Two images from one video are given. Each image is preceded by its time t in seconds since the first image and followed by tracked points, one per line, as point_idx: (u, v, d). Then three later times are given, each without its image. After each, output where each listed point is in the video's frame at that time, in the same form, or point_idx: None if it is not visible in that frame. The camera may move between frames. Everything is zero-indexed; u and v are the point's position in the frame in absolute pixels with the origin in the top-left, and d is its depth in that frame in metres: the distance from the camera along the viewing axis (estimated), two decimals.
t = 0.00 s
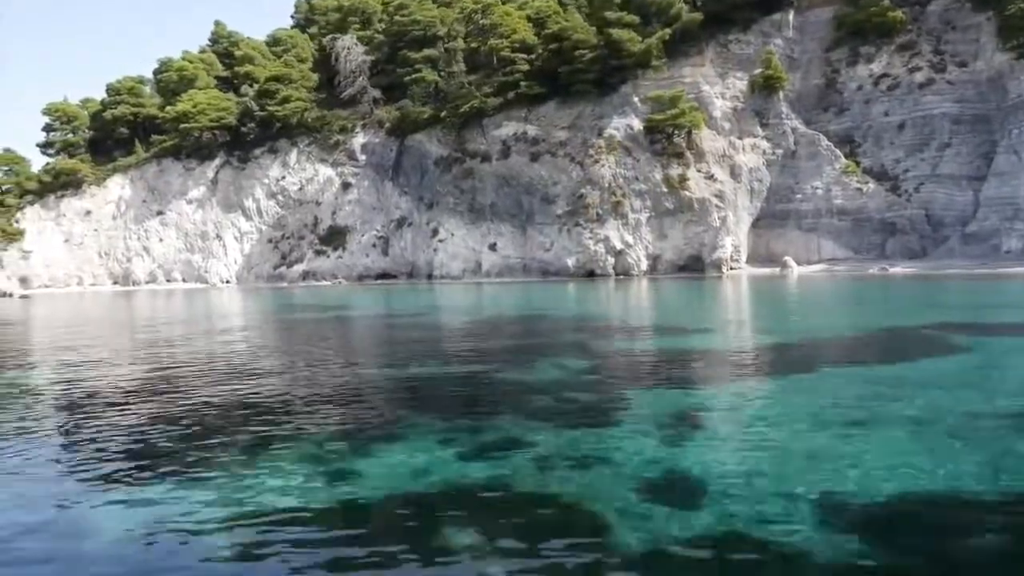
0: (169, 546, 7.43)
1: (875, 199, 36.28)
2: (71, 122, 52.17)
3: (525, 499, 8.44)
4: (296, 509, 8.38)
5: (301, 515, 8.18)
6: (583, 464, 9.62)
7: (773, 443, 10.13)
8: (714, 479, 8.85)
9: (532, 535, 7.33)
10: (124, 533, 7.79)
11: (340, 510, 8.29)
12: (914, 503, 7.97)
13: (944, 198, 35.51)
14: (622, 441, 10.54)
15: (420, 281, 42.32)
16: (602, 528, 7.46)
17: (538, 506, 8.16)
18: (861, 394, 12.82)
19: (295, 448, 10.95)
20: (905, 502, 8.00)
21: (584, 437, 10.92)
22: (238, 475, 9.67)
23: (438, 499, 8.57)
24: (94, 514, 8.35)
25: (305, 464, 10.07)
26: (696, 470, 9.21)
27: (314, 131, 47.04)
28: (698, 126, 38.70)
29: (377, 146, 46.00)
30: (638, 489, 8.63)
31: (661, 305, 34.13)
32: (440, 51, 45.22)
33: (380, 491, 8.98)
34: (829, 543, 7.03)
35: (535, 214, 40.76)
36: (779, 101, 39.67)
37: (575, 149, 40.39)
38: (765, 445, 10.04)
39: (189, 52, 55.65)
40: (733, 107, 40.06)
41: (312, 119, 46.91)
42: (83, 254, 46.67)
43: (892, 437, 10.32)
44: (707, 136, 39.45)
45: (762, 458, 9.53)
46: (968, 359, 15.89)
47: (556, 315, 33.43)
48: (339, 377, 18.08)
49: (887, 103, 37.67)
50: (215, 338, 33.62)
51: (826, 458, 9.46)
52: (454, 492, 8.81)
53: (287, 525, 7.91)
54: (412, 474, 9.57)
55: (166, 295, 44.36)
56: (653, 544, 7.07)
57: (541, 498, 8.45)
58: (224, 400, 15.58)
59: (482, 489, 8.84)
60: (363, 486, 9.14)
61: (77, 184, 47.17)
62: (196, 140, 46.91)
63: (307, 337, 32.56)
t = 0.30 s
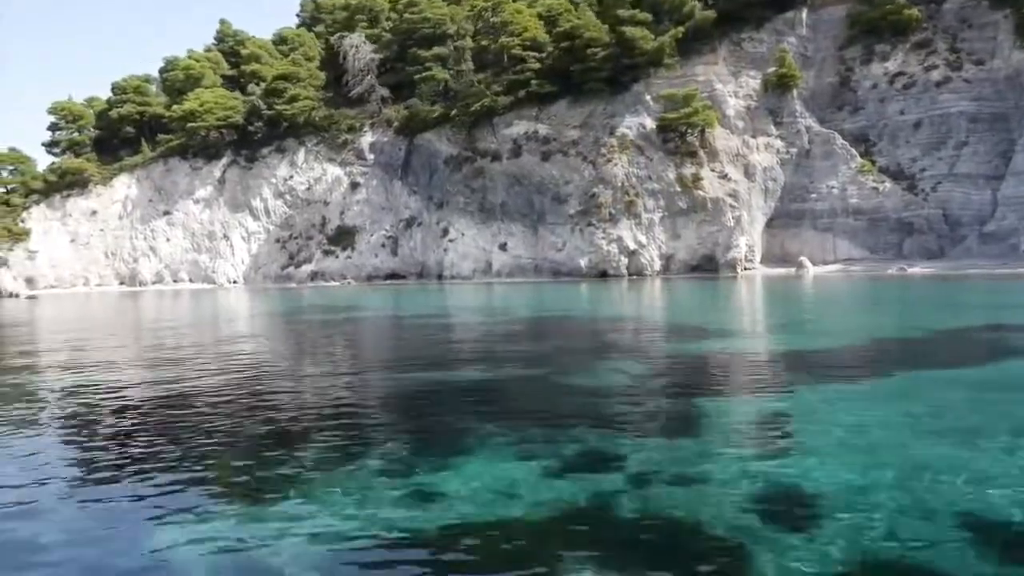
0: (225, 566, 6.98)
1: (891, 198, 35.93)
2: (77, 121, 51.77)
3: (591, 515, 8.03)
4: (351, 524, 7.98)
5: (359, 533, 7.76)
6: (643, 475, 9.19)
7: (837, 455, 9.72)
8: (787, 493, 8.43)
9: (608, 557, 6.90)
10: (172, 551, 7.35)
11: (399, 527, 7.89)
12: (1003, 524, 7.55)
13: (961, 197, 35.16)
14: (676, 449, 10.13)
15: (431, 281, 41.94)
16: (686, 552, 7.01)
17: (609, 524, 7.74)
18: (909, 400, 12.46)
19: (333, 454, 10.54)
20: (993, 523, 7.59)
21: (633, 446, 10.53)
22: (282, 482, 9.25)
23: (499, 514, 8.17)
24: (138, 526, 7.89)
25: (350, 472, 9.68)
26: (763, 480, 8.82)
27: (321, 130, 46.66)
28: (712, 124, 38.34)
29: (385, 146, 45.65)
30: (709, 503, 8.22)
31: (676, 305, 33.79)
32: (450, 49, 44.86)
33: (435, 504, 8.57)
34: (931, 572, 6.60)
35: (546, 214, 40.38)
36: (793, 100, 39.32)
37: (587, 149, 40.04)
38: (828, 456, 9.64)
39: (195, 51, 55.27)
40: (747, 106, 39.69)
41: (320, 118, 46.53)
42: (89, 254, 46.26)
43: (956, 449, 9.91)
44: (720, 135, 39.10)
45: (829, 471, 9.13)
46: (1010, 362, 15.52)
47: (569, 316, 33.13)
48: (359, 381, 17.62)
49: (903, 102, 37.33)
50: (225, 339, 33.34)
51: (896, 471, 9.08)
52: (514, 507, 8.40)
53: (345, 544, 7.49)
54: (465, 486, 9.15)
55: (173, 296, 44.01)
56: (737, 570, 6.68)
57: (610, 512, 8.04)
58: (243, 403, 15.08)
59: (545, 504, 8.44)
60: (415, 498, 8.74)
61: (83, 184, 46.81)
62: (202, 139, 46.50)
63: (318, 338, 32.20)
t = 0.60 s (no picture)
0: None
1: (906, 197, 35.62)
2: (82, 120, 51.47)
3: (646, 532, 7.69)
4: (395, 542, 7.63)
5: (406, 552, 7.42)
6: (692, 486, 8.86)
7: (891, 466, 9.39)
8: (848, 508, 8.10)
9: None
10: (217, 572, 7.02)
11: (446, 544, 7.55)
12: None
13: (977, 196, 34.83)
14: (722, 457, 9.81)
15: (439, 281, 41.58)
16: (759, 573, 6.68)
17: (666, 542, 7.41)
18: (955, 405, 12.12)
19: (365, 461, 10.20)
20: None
21: (676, 452, 10.22)
22: (317, 494, 8.92)
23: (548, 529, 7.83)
24: (170, 547, 7.53)
25: (385, 482, 9.34)
26: (820, 494, 8.48)
27: (328, 130, 46.33)
28: (723, 123, 38.02)
29: (393, 145, 45.33)
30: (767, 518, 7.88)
31: (689, 305, 33.47)
32: (459, 47, 44.58)
33: (481, 517, 8.25)
34: None
35: (556, 213, 40.05)
36: (805, 98, 39.00)
37: (598, 148, 39.74)
38: (882, 468, 9.30)
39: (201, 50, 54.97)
40: (758, 104, 39.37)
41: (328, 117, 46.21)
42: (94, 254, 45.91)
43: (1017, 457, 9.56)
44: (732, 134, 38.79)
45: (886, 484, 8.79)
46: None
47: (581, 315, 32.90)
48: (377, 383, 17.24)
49: (917, 100, 37.04)
50: (233, 339, 33.09)
51: (955, 483, 8.75)
52: (563, 521, 8.07)
53: (395, 564, 7.18)
54: (510, 496, 8.84)
55: (179, 296, 43.70)
56: None
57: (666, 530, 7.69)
58: (259, 404, 14.68)
59: (594, 518, 8.10)
60: (459, 511, 8.42)
61: (88, 183, 46.54)
62: (208, 138, 46.17)
63: (328, 339, 31.84)
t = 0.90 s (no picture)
0: None
1: (923, 196, 35.31)
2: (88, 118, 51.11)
3: (721, 553, 7.26)
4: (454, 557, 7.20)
5: (468, 567, 7.01)
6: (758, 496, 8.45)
7: (961, 476, 8.97)
8: (926, 523, 7.68)
9: None
10: None
11: (508, 558, 7.15)
12: None
13: (996, 195, 34.47)
14: (781, 462, 9.40)
15: (450, 281, 41.19)
16: None
17: (739, 560, 7.03)
18: (1010, 409, 11.75)
19: (407, 469, 9.78)
20: None
21: (730, 456, 9.85)
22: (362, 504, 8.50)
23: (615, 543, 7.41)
24: (216, 565, 7.08)
25: (432, 491, 8.90)
26: (894, 507, 8.07)
27: (337, 128, 45.96)
28: (738, 121, 37.62)
29: (402, 143, 44.94)
30: (846, 538, 7.45)
31: (705, 305, 33.05)
32: (470, 45, 44.26)
33: (539, 528, 7.84)
34: None
35: (568, 213, 39.68)
36: (820, 97, 38.61)
37: (611, 146, 39.36)
38: (950, 478, 8.91)
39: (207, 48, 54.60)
40: (773, 103, 38.99)
41: (336, 116, 45.86)
42: (101, 254, 45.55)
43: None
44: (746, 132, 38.41)
45: (959, 495, 8.40)
46: None
47: (596, 315, 32.63)
48: (397, 386, 16.82)
49: (934, 98, 36.67)
50: (242, 339, 32.75)
51: None
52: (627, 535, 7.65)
53: None
54: (564, 504, 8.47)
55: (186, 296, 43.33)
56: None
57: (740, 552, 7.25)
58: (279, 409, 14.20)
59: (661, 536, 7.68)
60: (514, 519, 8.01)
61: (94, 182, 46.14)
62: (216, 136, 45.76)
63: (339, 339, 31.42)
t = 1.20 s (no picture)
0: None
1: (939, 195, 35.01)
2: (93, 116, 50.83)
3: (779, 559, 6.88)
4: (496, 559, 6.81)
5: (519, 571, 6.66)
6: (810, 499, 8.07)
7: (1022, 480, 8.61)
8: (990, 530, 7.32)
9: None
10: None
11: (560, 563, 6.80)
12: None
13: (1012, 193, 34.13)
14: (830, 465, 9.01)
15: (459, 280, 40.82)
16: None
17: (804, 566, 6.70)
18: None
19: (441, 470, 9.42)
20: None
21: (778, 456, 9.52)
22: (395, 506, 8.12)
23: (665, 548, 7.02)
24: (254, 566, 6.75)
25: (471, 492, 8.55)
26: (961, 512, 7.71)
27: (345, 127, 45.66)
28: (750, 119, 37.26)
29: (410, 142, 44.60)
30: (910, 545, 7.08)
31: (717, 305, 32.65)
32: (479, 42, 44.07)
33: (587, 532, 7.45)
34: None
35: (579, 212, 39.34)
36: (834, 94, 38.24)
37: (622, 144, 39.01)
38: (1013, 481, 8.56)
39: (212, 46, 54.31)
40: (785, 101, 38.61)
41: (344, 114, 45.54)
42: (107, 253, 45.21)
43: None
44: (759, 130, 38.06)
45: None
46: None
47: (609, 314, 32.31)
48: (407, 385, 16.53)
49: (949, 96, 36.33)
50: (250, 339, 32.42)
51: None
52: (678, 539, 7.27)
53: None
54: (612, 502, 8.15)
55: (192, 296, 42.92)
56: None
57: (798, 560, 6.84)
58: (288, 410, 13.85)
59: (713, 540, 7.30)
60: (557, 521, 7.63)
61: (100, 181, 45.87)
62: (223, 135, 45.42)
63: (348, 339, 30.98)
